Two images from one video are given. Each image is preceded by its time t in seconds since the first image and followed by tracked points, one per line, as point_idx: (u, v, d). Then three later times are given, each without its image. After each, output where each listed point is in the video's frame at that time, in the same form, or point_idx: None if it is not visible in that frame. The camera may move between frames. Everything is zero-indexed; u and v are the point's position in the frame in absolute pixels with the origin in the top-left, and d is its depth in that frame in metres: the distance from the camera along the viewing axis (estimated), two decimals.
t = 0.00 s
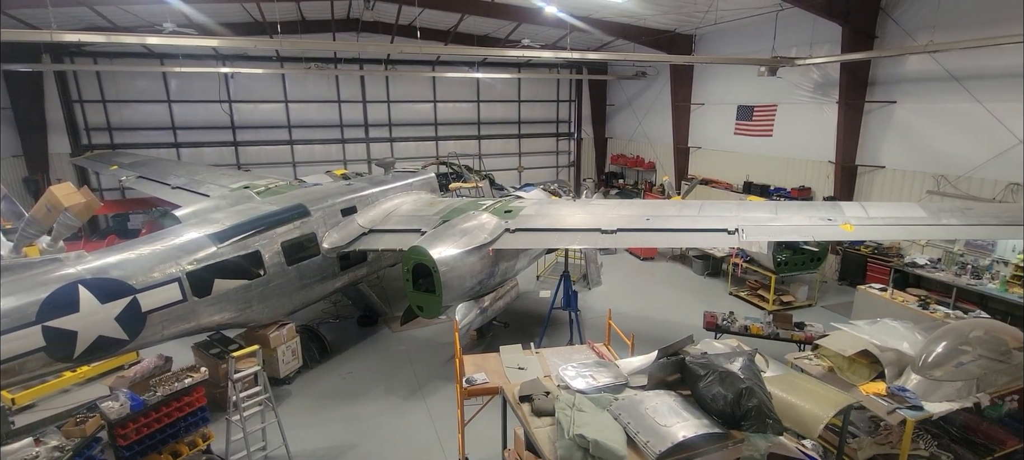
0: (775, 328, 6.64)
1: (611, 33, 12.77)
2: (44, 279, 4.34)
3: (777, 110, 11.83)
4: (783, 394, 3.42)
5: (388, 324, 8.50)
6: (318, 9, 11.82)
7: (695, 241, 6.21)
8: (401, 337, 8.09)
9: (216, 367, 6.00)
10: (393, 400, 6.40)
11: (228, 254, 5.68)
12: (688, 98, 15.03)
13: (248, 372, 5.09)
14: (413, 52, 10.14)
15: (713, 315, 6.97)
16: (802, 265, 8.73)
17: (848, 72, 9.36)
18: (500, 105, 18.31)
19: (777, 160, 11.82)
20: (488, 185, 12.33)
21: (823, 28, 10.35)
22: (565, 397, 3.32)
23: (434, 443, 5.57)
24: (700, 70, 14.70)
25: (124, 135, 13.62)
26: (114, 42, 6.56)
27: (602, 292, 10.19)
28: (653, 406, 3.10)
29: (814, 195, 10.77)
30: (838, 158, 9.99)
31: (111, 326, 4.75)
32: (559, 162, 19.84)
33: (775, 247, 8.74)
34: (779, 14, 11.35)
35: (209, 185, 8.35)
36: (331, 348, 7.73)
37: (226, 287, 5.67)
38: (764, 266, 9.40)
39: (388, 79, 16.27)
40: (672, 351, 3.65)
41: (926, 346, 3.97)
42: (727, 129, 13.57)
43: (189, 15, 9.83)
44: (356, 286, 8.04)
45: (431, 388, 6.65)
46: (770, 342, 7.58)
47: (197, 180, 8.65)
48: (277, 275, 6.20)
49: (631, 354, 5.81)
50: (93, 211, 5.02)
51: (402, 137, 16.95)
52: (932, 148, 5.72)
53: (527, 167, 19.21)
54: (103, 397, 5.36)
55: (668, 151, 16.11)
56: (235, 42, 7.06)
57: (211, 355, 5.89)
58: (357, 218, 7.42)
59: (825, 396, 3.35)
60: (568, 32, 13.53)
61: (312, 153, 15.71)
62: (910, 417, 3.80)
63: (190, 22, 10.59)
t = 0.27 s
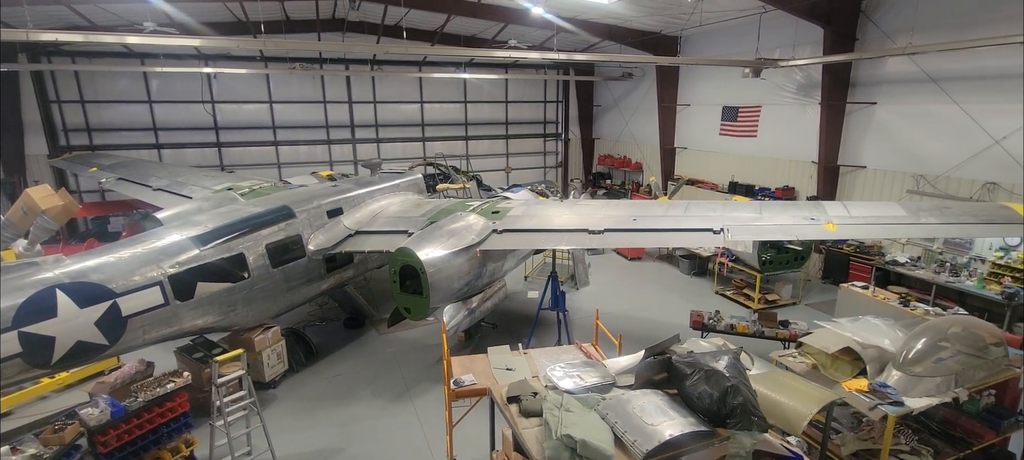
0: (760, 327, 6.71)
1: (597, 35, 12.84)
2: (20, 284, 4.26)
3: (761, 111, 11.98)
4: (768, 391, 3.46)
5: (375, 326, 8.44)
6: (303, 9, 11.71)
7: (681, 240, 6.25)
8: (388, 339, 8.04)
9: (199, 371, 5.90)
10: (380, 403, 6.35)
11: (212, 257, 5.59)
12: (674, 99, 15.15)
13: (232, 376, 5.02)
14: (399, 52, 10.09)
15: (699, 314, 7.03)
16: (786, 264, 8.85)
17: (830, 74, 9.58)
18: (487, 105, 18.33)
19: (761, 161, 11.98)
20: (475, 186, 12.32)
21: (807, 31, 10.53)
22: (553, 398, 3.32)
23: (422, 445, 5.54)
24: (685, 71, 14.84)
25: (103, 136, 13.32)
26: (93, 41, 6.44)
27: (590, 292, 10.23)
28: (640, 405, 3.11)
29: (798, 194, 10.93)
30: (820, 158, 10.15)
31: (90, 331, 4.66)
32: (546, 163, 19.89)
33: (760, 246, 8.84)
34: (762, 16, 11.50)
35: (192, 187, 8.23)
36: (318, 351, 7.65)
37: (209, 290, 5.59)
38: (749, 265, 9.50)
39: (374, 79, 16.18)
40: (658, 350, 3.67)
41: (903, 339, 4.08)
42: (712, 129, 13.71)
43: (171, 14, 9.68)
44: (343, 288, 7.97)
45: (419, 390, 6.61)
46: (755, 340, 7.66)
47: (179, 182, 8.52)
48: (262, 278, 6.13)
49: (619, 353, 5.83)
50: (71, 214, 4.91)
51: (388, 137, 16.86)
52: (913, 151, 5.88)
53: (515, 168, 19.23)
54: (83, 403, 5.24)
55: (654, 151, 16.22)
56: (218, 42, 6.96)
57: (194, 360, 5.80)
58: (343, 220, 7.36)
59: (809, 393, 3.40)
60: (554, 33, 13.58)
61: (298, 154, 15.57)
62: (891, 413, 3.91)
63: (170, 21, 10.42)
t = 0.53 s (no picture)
0: (746, 325, 6.78)
1: (584, 35, 12.89)
2: None
3: (746, 111, 12.13)
4: (752, 389, 3.50)
5: (362, 328, 8.38)
6: (288, 7, 11.58)
7: (667, 240, 6.29)
8: (376, 341, 7.98)
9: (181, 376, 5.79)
10: (367, 405, 6.30)
11: (194, 259, 5.51)
12: (660, 100, 15.26)
13: (215, 381, 4.95)
14: (386, 52, 10.03)
15: (686, 313, 7.08)
16: (771, 263, 8.95)
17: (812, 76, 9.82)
18: (474, 105, 18.34)
19: (746, 161, 12.13)
20: (463, 186, 12.30)
21: (790, 33, 10.68)
22: (540, 398, 3.32)
23: (410, 447, 5.51)
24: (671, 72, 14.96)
25: (81, 136, 13.00)
26: (70, 40, 6.30)
27: (578, 292, 10.26)
28: (627, 404, 3.13)
29: (782, 194, 11.09)
30: (804, 158, 10.30)
31: (68, 335, 4.56)
32: (534, 163, 19.93)
33: (745, 245, 8.94)
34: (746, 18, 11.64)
35: (173, 187, 8.10)
36: (303, 354, 7.56)
37: (192, 293, 5.50)
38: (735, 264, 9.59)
39: (360, 79, 16.08)
40: (646, 349, 3.69)
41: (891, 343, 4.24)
42: (698, 129, 13.83)
43: (151, 12, 9.51)
44: (328, 290, 7.90)
45: (407, 392, 6.57)
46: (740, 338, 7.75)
47: (161, 183, 8.38)
48: (246, 280, 6.05)
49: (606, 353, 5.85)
50: (48, 216, 4.80)
51: (375, 138, 16.75)
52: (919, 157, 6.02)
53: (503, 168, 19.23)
54: (61, 410, 5.09)
55: (641, 152, 16.32)
56: (199, 41, 6.85)
57: (176, 364, 5.69)
58: (329, 221, 7.29)
59: (792, 389, 3.44)
60: (541, 34, 13.61)
61: (283, 155, 15.40)
62: (873, 409, 3.92)
63: (151, 19, 10.23)
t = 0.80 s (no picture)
0: (730, 324, 6.85)
1: (571, 36, 12.95)
2: None
3: (730, 112, 12.27)
4: (737, 387, 3.53)
5: (349, 330, 8.31)
6: (271, 6, 11.46)
7: (653, 239, 6.33)
8: (362, 343, 7.92)
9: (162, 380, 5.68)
10: (353, 408, 6.24)
11: (176, 261, 5.42)
12: (646, 101, 15.37)
13: (198, 384, 4.87)
14: (371, 52, 9.98)
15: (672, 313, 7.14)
16: (756, 262, 9.06)
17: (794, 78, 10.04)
18: (461, 106, 18.32)
19: (730, 161, 12.26)
20: (450, 187, 12.28)
21: (773, 35, 10.83)
22: (527, 398, 3.31)
23: (397, 449, 5.48)
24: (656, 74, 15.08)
25: (58, 135, 12.58)
26: (46, 37, 6.16)
27: (565, 292, 10.29)
28: (614, 404, 3.14)
29: (766, 194, 11.23)
30: (787, 158, 10.46)
31: (44, 339, 4.44)
32: (521, 163, 19.96)
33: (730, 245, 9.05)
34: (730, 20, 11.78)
35: (154, 188, 7.95)
36: (288, 357, 7.47)
37: (173, 295, 5.40)
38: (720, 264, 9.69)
39: (345, 79, 15.98)
40: (632, 348, 3.70)
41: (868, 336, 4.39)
42: (683, 130, 13.95)
43: (130, 9, 9.34)
44: (313, 291, 7.82)
45: (394, 393, 6.53)
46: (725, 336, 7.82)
47: (140, 184, 8.22)
48: (229, 282, 5.96)
49: (593, 353, 5.87)
50: (23, 217, 4.67)
51: (361, 138, 16.65)
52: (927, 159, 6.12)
53: (490, 169, 19.22)
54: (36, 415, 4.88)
55: (627, 152, 16.42)
56: (181, 39, 6.75)
57: (156, 368, 5.58)
58: (313, 221, 7.21)
59: (776, 387, 3.49)
60: (528, 35, 13.65)
61: (267, 155, 15.22)
62: (855, 406, 3.97)
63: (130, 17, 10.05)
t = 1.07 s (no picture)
0: (717, 323, 6.91)
1: (559, 37, 12.99)
2: None
3: (717, 114, 12.40)
4: (723, 386, 3.55)
5: (336, 332, 8.24)
6: (257, 5, 11.33)
7: (641, 240, 6.36)
8: (349, 345, 7.86)
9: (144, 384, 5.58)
10: (340, 410, 6.19)
11: (158, 263, 5.32)
12: (634, 102, 15.46)
13: (180, 388, 4.78)
14: (359, 52, 9.92)
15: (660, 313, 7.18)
16: (742, 262, 9.16)
17: (778, 80, 10.21)
18: (450, 106, 18.29)
19: (717, 162, 12.38)
20: (438, 187, 12.25)
21: (759, 38, 10.96)
22: (515, 399, 3.31)
23: (385, 451, 5.44)
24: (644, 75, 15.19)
25: (38, 136, 12.09)
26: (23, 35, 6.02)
27: (553, 292, 10.31)
28: (601, 404, 3.14)
29: (752, 194, 11.35)
30: (772, 159, 10.62)
31: (22, 344, 4.35)
32: (509, 164, 19.97)
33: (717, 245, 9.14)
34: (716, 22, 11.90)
35: (136, 189, 7.82)
36: (274, 359, 7.39)
37: (156, 298, 5.32)
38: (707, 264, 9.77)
39: (332, 79, 15.89)
40: (620, 348, 3.71)
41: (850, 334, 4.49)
42: (670, 131, 14.06)
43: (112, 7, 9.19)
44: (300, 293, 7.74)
45: (381, 396, 6.49)
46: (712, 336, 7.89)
47: (122, 185, 8.08)
48: (213, 284, 5.88)
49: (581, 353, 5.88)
50: None
51: (348, 138, 16.54)
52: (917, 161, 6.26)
53: (479, 169, 19.21)
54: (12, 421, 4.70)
55: (615, 153, 16.50)
56: (164, 38, 6.65)
57: (139, 371, 5.48)
58: (300, 222, 7.14)
59: (761, 385, 3.52)
60: (516, 35, 13.68)
61: (252, 155, 15.06)
62: (839, 403, 4.02)
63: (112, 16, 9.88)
